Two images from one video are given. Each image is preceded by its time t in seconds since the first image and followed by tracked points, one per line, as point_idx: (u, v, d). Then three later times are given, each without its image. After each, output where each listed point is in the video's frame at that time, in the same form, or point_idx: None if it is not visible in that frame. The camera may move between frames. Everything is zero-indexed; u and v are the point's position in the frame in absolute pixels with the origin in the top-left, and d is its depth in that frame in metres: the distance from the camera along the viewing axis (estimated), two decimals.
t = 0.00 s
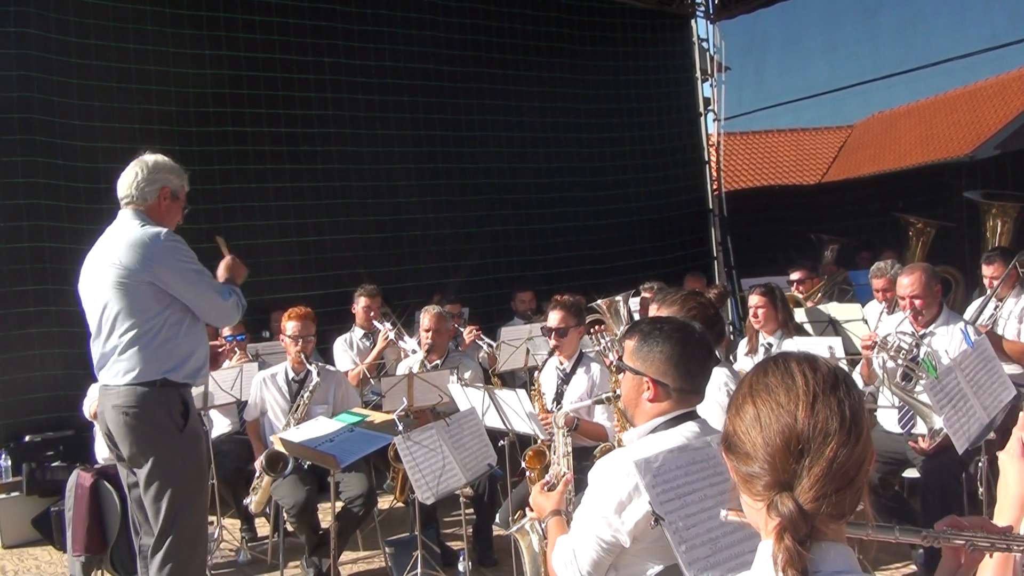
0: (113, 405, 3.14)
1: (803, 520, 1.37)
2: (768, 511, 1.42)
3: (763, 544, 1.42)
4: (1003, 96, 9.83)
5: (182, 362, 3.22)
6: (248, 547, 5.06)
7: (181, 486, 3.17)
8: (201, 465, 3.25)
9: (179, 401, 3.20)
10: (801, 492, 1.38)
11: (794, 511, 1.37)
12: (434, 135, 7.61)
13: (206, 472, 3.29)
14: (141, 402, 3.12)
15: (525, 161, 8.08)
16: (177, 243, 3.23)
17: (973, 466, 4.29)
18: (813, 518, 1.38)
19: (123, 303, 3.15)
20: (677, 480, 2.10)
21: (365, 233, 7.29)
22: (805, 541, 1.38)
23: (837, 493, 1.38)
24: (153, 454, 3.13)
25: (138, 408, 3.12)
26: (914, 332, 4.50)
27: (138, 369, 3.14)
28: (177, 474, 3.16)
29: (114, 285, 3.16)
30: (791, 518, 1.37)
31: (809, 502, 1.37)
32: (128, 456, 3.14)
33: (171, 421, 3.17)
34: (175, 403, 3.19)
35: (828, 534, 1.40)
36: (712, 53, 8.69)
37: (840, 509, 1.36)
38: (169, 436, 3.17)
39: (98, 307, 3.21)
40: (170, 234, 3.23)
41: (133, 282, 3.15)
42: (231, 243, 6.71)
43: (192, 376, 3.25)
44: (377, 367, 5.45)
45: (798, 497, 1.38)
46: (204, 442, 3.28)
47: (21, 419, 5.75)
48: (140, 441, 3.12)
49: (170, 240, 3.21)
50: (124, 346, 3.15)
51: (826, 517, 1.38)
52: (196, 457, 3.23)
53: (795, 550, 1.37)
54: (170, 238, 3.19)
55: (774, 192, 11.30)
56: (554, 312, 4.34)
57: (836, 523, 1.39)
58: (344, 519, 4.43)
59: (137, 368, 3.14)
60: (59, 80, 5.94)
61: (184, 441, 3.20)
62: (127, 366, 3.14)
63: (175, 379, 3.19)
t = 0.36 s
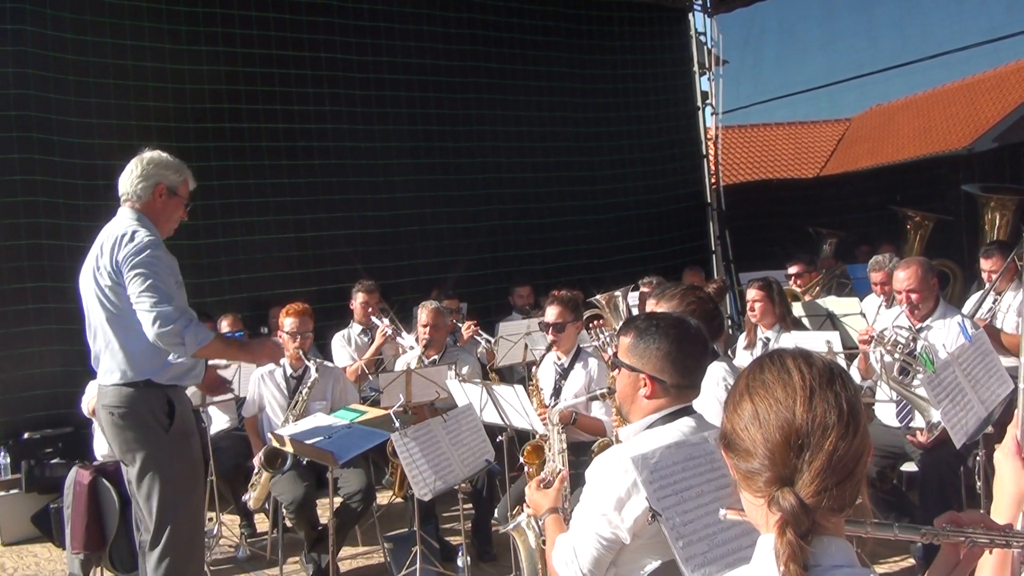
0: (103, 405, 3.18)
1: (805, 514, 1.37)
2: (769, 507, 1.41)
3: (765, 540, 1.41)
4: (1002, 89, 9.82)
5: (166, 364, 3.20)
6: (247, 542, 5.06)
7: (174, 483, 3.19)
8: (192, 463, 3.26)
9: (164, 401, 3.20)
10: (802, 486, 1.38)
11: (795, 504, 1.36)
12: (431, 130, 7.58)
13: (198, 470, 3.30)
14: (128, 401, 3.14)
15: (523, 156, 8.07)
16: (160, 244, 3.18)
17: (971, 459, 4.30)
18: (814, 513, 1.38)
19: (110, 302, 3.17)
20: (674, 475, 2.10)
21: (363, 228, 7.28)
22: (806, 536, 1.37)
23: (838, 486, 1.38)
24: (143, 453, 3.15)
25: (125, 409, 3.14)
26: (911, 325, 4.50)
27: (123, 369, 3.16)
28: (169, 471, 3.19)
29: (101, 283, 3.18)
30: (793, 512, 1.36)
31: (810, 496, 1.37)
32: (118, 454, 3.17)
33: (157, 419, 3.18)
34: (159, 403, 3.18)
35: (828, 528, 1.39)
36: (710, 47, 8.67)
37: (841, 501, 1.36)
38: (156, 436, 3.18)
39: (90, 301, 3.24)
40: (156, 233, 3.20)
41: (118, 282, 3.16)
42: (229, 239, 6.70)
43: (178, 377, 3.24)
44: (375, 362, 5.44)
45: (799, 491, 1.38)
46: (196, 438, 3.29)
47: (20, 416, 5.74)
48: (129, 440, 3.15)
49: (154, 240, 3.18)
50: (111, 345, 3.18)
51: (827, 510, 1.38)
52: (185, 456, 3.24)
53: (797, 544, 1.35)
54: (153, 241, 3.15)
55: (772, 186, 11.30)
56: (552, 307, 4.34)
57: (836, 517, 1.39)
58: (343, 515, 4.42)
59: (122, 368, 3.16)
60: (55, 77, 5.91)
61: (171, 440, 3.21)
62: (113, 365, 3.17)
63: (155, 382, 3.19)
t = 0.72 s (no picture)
0: (95, 400, 3.21)
1: (801, 509, 1.36)
2: (765, 502, 1.41)
3: (761, 534, 1.40)
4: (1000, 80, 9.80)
5: (153, 360, 3.20)
6: (244, 535, 5.06)
7: (166, 475, 3.21)
8: (182, 456, 3.27)
9: (152, 395, 3.19)
10: (799, 481, 1.37)
11: (792, 499, 1.36)
12: (427, 122, 7.55)
13: (189, 463, 3.30)
14: (117, 396, 3.16)
15: (521, 147, 8.05)
16: (144, 239, 3.16)
17: (968, 450, 4.30)
18: (811, 507, 1.37)
19: (95, 296, 3.16)
20: (669, 470, 2.10)
21: (360, 220, 7.27)
22: (803, 530, 1.37)
23: (834, 480, 1.38)
24: (133, 446, 3.18)
25: (114, 403, 3.16)
26: (909, 317, 4.50)
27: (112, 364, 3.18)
28: (161, 464, 3.21)
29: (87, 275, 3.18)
30: (790, 507, 1.36)
31: (806, 490, 1.36)
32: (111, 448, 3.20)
33: (145, 413, 3.18)
34: (146, 398, 3.18)
35: (825, 522, 1.39)
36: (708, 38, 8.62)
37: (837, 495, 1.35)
38: (144, 430, 3.19)
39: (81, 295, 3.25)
40: (142, 227, 3.18)
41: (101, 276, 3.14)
42: (225, 231, 6.68)
43: (167, 373, 3.24)
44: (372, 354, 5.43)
45: (795, 486, 1.37)
46: (186, 430, 3.30)
47: (18, 408, 5.74)
48: (120, 434, 3.18)
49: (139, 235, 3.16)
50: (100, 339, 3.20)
51: (823, 505, 1.37)
52: (175, 449, 3.25)
53: (794, 539, 1.34)
54: (134, 235, 3.12)
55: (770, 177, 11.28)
56: (548, 300, 4.34)
57: (833, 510, 1.39)
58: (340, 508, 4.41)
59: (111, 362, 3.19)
60: (51, 68, 5.88)
61: (159, 434, 3.21)
62: (104, 360, 3.20)
63: (143, 379, 3.19)
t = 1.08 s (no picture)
0: (91, 390, 3.22)
1: (789, 502, 1.35)
2: (753, 495, 1.40)
3: (749, 527, 1.40)
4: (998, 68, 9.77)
5: (145, 351, 3.20)
6: (241, 525, 5.07)
7: (160, 467, 3.21)
8: (177, 447, 3.26)
9: (145, 386, 3.18)
10: (788, 475, 1.36)
11: (780, 493, 1.35)
12: (424, 111, 7.52)
13: (184, 453, 3.29)
14: (112, 386, 3.17)
15: (518, 136, 8.02)
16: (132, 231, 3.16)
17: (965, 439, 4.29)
18: (800, 501, 1.36)
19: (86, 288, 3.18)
20: (663, 460, 2.10)
21: (356, 209, 7.25)
22: (791, 523, 1.35)
23: (823, 475, 1.37)
24: (127, 437, 3.18)
25: (108, 394, 3.17)
26: (906, 306, 4.48)
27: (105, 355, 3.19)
28: (155, 455, 3.20)
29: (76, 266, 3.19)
30: (778, 500, 1.35)
31: (795, 484, 1.36)
32: (107, 438, 3.21)
33: (138, 405, 3.17)
34: (139, 389, 3.17)
35: (814, 516, 1.38)
36: (705, 25, 8.57)
37: (826, 490, 1.35)
38: (138, 421, 3.19)
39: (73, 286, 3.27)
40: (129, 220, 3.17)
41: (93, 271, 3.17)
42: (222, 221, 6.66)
43: (160, 364, 3.23)
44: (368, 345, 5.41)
45: (784, 479, 1.37)
46: (181, 421, 3.28)
47: (14, 399, 5.73)
48: (115, 424, 3.18)
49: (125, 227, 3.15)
50: (92, 331, 3.20)
51: (812, 499, 1.36)
52: (170, 440, 3.24)
53: (781, 532, 1.33)
54: (122, 230, 3.11)
55: (768, 166, 11.26)
56: (546, 288, 4.32)
57: (822, 505, 1.38)
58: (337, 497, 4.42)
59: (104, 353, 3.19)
60: (45, 58, 5.84)
61: (153, 425, 3.20)
62: (98, 351, 3.21)
63: (137, 371, 3.19)
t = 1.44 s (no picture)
0: (84, 389, 3.22)
1: (774, 496, 1.35)
2: (740, 487, 1.40)
3: (736, 520, 1.40)
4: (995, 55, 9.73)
5: (132, 352, 3.18)
6: (239, 520, 5.06)
7: (156, 465, 3.21)
8: (170, 444, 3.26)
9: (135, 384, 3.18)
10: (773, 468, 1.36)
11: (766, 487, 1.35)
12: (418, 103, 7.49)
13: (177, 450, 3.29)
14: (104, 385, 3.16)
15: (513, 128, 7.99)
16: (111, 231, 3.15)
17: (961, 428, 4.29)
18: (786, 494, 1.36)
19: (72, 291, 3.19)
20: (654, 453, 2.09)
21: (351, 202, 7.23)
22: (776, 517, 1.36)
23: (810, 469, 1.36)
24: (122, 435, 3.18)
25: (100, 393, 3.16)
26: (901, 296, 4.48)
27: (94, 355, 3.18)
28: (150, 453, 3.20)
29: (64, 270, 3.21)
30: (762, 494, 1.35)
31: (780, 478, 1.36)
32: (103, 435, 3.21)
33: (130, 404, 3.16)
34: (129, 388, 3.16)
35: (801, 509, 1.37)
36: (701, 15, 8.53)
37: (811, 484, 1.34)
38: (131, 420, 3.18)
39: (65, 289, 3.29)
40: (109, 219, 3.16)
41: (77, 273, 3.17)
42: (217, 215, 6.64)
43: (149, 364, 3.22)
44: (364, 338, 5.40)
45: (770, 473, 1.36)
46: (174, 417, 3.29)
47: (11, 396, 5.71)
48: (109, 423, 3.18)
49: (104, 227, 3.14)
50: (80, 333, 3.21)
51: (798, 493, 1.36)
52: (163, 437, 3.24)
53: (765, 526, 1.33)
54: (99, 235, 3.11)
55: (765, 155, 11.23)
56: (540, 281, 4.31)
57: (809, 499, 1.37)
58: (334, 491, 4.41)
59: (93, 353, 3.18)
60: (40, 53, 5.80)
61: (145, 423, 3.20)
62: (86, 351, 3.21)
63: (125, 369, 3.18)
